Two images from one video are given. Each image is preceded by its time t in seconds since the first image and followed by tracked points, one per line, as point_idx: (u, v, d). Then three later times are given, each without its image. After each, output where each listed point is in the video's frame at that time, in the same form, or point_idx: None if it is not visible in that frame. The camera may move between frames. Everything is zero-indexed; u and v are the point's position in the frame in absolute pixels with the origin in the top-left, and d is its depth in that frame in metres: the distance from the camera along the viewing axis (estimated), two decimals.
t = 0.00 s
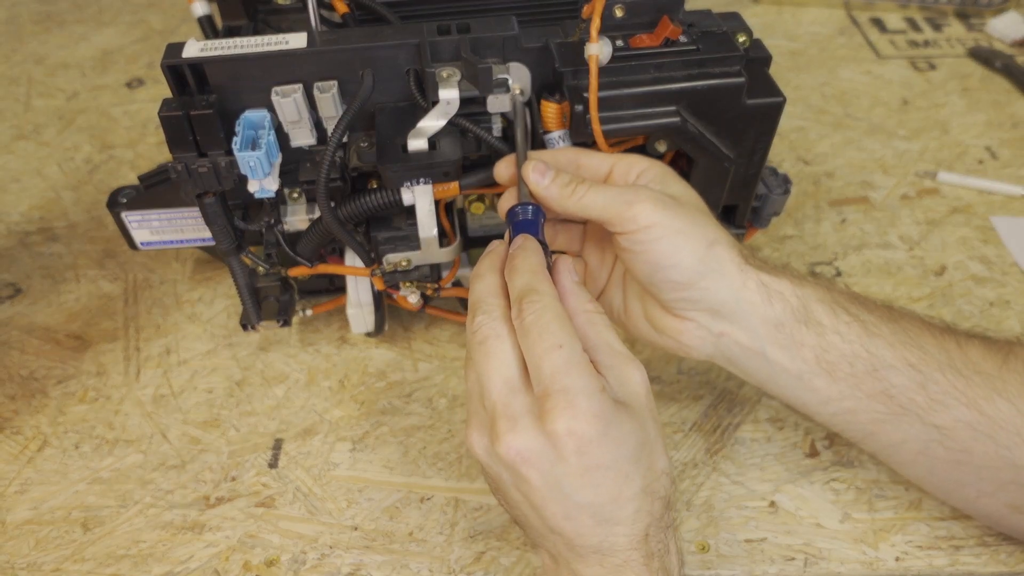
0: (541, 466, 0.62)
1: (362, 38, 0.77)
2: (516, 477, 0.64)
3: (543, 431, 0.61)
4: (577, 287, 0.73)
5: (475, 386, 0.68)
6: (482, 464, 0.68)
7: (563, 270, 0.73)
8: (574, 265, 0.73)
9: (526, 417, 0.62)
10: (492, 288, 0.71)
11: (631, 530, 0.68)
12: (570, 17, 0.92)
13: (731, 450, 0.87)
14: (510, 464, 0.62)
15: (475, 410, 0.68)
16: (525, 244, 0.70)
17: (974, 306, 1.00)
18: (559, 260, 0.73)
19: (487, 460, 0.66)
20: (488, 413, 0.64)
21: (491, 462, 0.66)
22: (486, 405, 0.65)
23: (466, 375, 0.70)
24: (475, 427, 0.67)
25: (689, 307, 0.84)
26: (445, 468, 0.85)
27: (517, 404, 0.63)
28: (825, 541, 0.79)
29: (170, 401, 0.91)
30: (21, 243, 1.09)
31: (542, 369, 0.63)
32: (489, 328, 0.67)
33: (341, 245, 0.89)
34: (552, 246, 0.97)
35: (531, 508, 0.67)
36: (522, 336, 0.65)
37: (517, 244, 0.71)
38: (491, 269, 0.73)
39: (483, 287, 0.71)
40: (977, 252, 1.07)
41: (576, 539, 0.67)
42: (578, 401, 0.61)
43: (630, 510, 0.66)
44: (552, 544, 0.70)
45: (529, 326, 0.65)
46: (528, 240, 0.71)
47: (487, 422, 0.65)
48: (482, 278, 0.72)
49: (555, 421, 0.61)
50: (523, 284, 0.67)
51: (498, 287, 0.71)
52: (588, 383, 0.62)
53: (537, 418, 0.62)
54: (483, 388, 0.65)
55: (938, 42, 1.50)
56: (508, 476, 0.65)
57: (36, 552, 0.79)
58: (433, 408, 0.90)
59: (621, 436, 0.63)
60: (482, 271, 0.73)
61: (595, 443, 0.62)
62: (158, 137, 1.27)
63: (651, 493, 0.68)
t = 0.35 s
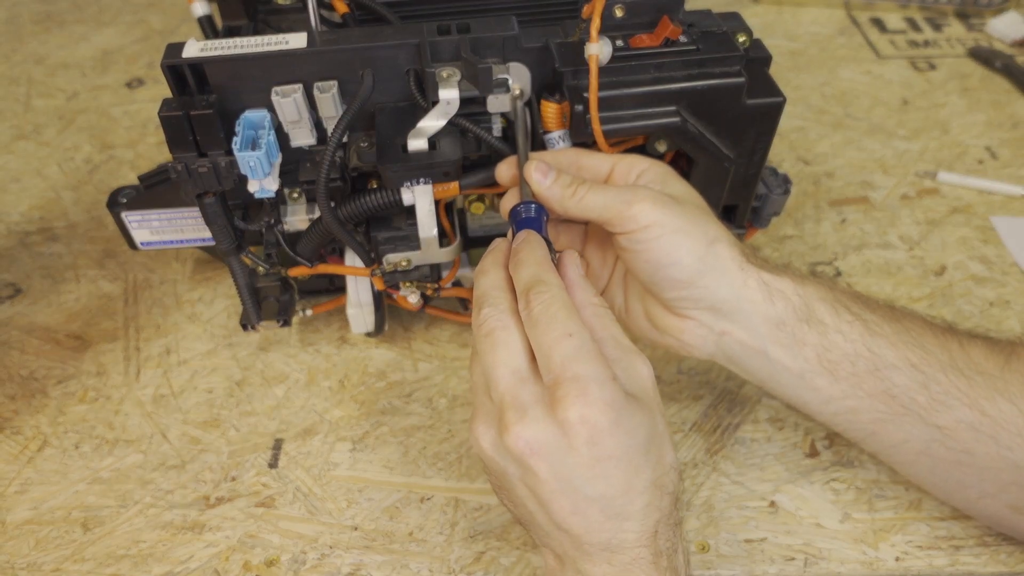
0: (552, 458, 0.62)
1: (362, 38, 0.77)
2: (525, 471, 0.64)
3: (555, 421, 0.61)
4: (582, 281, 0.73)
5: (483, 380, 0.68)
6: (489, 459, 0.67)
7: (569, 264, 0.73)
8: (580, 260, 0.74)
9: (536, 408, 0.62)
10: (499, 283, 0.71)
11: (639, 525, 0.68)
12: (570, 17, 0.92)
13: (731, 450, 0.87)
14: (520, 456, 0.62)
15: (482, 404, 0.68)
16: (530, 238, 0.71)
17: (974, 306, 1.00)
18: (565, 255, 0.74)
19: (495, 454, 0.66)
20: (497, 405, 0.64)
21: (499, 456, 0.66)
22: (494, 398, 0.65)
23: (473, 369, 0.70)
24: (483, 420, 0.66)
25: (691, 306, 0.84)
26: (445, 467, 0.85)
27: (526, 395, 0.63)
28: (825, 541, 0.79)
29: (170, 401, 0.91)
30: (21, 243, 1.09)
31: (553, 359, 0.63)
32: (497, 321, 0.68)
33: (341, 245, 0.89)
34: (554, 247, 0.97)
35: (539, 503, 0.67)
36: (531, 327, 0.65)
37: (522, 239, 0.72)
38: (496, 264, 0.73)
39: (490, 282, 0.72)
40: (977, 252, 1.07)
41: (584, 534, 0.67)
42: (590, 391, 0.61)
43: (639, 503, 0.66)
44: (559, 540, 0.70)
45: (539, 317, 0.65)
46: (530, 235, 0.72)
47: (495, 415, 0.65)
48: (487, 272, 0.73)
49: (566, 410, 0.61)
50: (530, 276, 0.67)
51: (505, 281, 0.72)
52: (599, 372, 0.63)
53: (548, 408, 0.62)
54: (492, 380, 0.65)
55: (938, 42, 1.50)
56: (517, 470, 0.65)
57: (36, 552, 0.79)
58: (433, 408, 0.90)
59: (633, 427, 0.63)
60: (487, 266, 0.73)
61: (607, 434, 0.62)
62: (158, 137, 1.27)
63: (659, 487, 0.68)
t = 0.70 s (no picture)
0: (574, 425, 0.60)
1: (362, 39, 0.77)
2: (544, 441, 0.62)
3: (577, 386, 0.60)
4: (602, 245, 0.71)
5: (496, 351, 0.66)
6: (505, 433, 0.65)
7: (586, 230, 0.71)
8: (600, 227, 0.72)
9: (557, 373, 0.60)
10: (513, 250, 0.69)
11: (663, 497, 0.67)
12: (570, 17, 0.92)
13: (731, 450, 0.87)
14: (540, 424, 0.60)
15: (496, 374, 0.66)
16: (543, 203, 0.70)
17: (974, 306, 1.00)
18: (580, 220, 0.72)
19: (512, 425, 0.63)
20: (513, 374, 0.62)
21: (516, 427, 0.63)
22: (512, 365, 0.63)
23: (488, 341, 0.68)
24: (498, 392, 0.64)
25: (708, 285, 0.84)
26: (445, 467, 0.85)
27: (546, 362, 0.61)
28: (825, 541, 0.79)
29: (170, 401, 0.91)
30: (21, 243, 1.09)
31: (573, 321, 0.62)
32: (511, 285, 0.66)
33: (341, 245, 0.89)
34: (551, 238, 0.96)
35: (558, 476, 0.65)
36: (550, 290, 0.63)
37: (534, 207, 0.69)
38: (508, 232, 0.72)
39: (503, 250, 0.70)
40: (977, 252, 1.07)
41: (606, 508, 0.65)
42: (612, 353, 0.60)
43: (660, 474, 0.65)
44: (577, 517, 0.68)
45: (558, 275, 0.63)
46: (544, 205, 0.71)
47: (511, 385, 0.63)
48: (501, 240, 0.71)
49: (590, 372, 0.59)
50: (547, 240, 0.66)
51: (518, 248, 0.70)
52: (621, 334, 0.61)
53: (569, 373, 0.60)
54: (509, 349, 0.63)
55: (937, 42, 1.50)
56: (535, 441, 0.63)
57: (36, 551, 0.79)
58: (433, 408, 0.90)
59: (656, 390, 0.62)
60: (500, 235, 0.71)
61: (629, 399, 0.60)
62: (158, 138, 1.27)
63: (680, 458, 0.66)
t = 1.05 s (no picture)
0: (554, 404, 0.60)
1: (362, 39, 0.77)
2: (523, 426, 0.60)
3: (560, 363, 0.60)
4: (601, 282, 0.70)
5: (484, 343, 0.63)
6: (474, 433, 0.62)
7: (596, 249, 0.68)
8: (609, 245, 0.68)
9: (545, 351, 0.61)
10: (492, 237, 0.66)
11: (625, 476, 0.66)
12: (569, 17, 0.92)
13: (731, 450, 0.87)
14: (524, 403, 0.59)
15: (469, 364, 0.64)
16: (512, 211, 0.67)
17: (974, 307, 1.00)
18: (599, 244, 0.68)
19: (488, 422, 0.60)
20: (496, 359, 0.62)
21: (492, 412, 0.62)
22: (491, 350, 0.62)
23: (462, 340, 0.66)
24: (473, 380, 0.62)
25: (704, 318, 0.83)
26: (445, 467, 0.85)
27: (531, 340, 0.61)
28: (825, 540, 0.79)
29: (170, 401, 0.91)
30: (21, 243, 1.09)
31: (554, 307, 0.61)
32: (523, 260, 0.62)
33: (341, 245, 0.89)
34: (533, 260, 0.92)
35: (531, 470, 0.62)
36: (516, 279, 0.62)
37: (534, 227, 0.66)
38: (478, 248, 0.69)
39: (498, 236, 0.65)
40: (977, 252, 1.07)
41: (576, 493, 0.64)
42: (594, 330, 0.61)
43: (628, 456, 0.65)
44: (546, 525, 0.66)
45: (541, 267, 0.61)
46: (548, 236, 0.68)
47: (500, 370, 0.61)
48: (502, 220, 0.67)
49: (575, 355, 0.60)
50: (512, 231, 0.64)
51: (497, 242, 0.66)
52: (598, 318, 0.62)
53: (551, 350, 0.61)
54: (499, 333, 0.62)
55: (937, 42, 1.50)
56: (513, 432, 0.61)
57: (36, 551, 0.79)
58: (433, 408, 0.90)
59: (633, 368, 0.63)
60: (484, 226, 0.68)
61: (610, 375, 0.61)
62: (158, 138, 1.28)
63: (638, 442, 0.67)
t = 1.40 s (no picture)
0: (571, 471, 0.61)
1: (363, 39, 0.77)
2: (540, 480, 0.62)
3: (581, 434, 0.61)
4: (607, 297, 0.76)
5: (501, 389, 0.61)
6: (491, 457, 0.66)
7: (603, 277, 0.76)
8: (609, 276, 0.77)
9: (565, 418, 0.61)
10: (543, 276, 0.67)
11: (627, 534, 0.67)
12: (569, 17, 0.92)
13: (731, 450, 0.87)
14: (539, 464, 0.61)
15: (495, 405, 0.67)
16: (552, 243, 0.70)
17: (974, 306, 1.00)
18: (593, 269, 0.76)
19: (503, 459, 0.65)
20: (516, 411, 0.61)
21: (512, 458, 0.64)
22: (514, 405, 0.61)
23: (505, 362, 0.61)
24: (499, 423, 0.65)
25: (710, 287, 0.82)
26: (445, 467, 0.85)
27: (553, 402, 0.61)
28: (825, 540, 0.79)
29: (170, 401, 0.91)
30: (21, 243, 1.09)
31: (587, 376, 0.62)
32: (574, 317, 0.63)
33: (341, 245, 0.89)
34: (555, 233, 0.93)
35: (538, 510, 0.66)
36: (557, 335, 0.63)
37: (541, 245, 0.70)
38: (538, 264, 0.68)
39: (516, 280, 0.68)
40: (977, 252, 1.07)
41: (580, 548, 0.67)
42: (622, 405, 0.62)
43: (629, 517, 0.67)
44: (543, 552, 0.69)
45: (573, 323, 0.62)
46: (550, 238, 0.71)
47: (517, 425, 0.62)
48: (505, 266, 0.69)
49: (599, 424, 0.61)
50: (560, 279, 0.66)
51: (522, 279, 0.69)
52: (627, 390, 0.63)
53: (574, 418, 0.61)
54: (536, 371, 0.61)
55: (937, 42, 1.50)
56: (526, 475, 0.64)
57: (37, 551, 0.79)
58: (433, 408, 0.90)
59: (648, 443, 0.65)
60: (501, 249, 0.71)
61: (628, 448, 0.63)
62: (158, 138, 1.28)
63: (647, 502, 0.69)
